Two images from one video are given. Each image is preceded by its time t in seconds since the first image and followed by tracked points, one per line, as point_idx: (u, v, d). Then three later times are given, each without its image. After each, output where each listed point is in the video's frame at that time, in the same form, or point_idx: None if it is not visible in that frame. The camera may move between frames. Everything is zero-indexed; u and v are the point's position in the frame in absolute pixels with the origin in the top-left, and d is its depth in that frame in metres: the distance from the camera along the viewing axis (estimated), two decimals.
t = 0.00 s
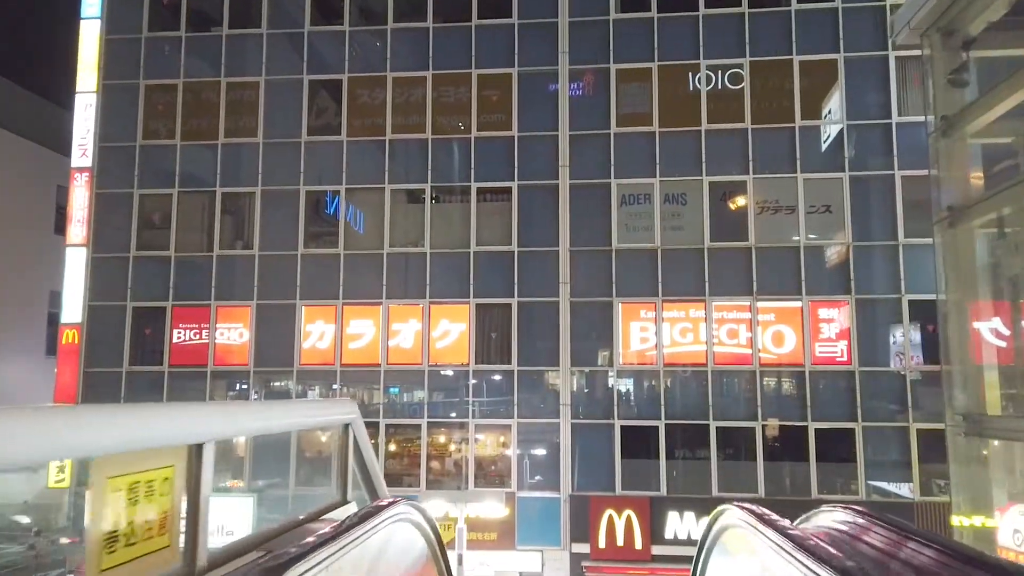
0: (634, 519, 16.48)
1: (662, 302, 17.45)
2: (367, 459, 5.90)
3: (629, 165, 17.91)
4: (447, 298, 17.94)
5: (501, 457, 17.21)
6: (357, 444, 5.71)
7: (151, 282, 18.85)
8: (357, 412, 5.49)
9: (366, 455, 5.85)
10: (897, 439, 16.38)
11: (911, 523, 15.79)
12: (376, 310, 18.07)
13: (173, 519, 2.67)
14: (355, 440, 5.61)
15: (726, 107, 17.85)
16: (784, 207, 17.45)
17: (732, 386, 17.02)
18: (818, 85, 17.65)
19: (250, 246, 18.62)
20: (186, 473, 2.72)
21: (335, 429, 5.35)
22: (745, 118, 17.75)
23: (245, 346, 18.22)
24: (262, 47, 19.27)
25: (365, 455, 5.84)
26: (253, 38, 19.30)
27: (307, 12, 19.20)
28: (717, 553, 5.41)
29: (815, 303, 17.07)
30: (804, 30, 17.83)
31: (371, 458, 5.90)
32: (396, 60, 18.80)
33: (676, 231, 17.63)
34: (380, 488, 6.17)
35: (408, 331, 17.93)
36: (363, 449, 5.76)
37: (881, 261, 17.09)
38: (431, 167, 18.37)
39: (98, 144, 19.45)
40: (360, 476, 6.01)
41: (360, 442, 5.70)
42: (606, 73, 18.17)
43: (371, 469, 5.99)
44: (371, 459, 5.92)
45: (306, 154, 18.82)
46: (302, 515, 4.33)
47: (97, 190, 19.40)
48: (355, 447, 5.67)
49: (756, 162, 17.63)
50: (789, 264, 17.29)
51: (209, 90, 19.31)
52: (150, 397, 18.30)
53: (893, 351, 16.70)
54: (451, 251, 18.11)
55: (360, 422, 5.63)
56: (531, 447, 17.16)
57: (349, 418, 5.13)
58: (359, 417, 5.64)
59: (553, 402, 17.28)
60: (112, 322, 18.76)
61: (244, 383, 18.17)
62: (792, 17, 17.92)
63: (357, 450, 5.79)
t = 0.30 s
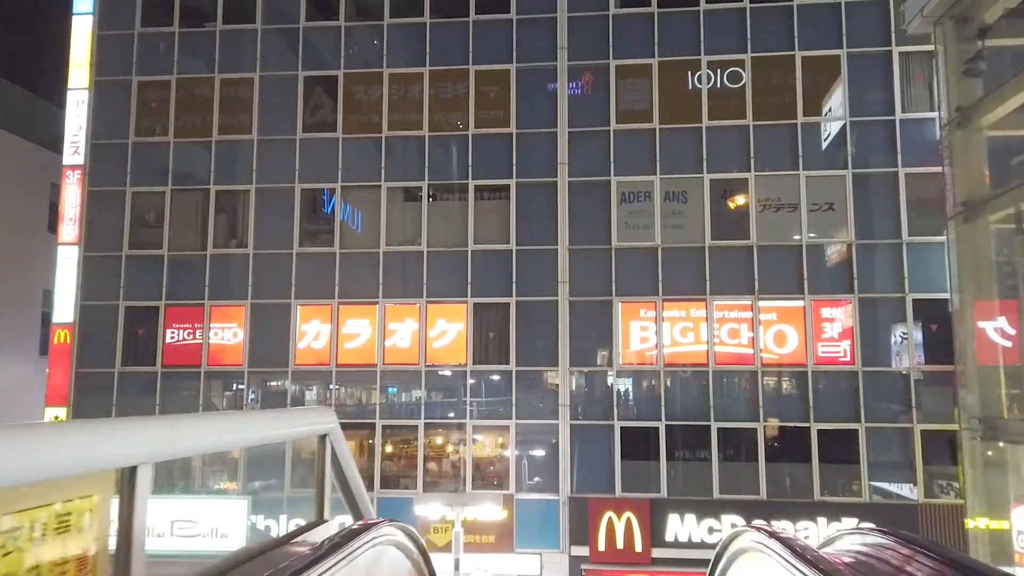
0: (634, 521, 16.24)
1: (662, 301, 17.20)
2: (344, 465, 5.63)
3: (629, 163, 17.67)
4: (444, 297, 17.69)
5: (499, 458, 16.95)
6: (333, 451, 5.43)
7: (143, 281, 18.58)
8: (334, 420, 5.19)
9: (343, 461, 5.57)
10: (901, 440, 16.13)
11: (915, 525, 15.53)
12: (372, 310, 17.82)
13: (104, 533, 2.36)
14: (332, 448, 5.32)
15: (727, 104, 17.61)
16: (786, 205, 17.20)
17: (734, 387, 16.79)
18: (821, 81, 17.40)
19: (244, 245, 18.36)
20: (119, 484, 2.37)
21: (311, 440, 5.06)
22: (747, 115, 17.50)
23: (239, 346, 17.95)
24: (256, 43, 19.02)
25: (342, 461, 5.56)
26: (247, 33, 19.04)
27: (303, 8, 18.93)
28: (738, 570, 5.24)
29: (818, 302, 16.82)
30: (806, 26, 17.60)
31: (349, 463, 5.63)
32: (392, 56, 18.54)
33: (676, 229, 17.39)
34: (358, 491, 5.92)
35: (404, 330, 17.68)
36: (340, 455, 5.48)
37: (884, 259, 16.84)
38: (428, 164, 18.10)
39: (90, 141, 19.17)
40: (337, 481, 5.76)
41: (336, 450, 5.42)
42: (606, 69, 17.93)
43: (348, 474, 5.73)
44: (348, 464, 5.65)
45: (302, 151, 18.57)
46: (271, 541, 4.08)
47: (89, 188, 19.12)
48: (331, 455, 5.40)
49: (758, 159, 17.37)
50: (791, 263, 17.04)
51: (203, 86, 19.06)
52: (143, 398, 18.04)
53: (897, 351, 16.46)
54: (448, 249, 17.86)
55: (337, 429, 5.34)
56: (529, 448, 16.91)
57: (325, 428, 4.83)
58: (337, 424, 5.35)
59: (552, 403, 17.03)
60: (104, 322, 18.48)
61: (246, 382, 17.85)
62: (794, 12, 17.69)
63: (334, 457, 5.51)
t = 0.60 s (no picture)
0: (629, 521, 15.99)
1: (659, 298, 16.95)
2: (316, 460, 5.25)
3: (625, 158, 17.41)
4: (437, 294, 17.40)
5: (493, 457, 16.68)
6: (305, 445, 5.04)
7: (131, 277, 18.23)
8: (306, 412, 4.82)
9: (314, 456, 5.19)
10: (900, 439, 15.93)
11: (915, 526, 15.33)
12: (364, 307, 17.51)
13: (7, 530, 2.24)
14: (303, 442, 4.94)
15: (725, 97, 17.36)
16: (785, 200, 16.97)
17: (731, 386, 16.54)
18: (820, 75, 17.18)
19: (234, 240, 18.04)
20: (17, 482, 2.21)
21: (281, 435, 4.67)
22: (745, 109, 17.26)
23: (228, 343, 17.63)
24: (247, 35, 18.70)
25: (314, 455, 5.19)
26: (238, 25, 18.72)
27: None
28: None
29: (816, 299, 16.59)
30: (806, 19, 17.39)
31: (321, 457, 5.26)
32: (385, 49, 18.23)
33: (673, 225, 17.15)
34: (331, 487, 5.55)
35: (396, 327, 17.38)
36: (312, 449, 5.10)
37: (885, 255, 16.59)
38: (421, 159, 17.82)
39: (76, 134, 18.80)
40: (308, 476, 5.38)
41: (308, 443, 5.04)
42: (602, 62, 17.67)
43: (321, 468, 5.36)
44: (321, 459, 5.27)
45: (292, 145, 18.25)
46: (232, 547, 3.69)
47: (76, 183, 18.77)
48: (304, 451, 5.07)
49: (756, 154, 17.13)
50: (790, 260, 16.81)
51: (192, 79, 18.73)
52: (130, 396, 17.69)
53: (896, 349, 16.25)
54: (442, 245, 17.56)
55: (309, 421, 4.96)
56: (523, 447, 16.64)
57: (293, 422, 4.45)
58: (308, 416, 4.97)
59: (547, 401, 16.75)
60: (91, 319, 18.14)
61: (236, 379, 17.51)
62: (793, 6, 17.46)
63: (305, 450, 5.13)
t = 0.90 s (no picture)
0: (608, 521, 15.85)
1: (639, 296, 16.81)
2: (271, 472, 4.45)
3: (606, 154, 17.25)
4: (414, 291, 17.10)
5: (471, 457, 16.44)
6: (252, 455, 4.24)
7: (99, 272, 17.70)
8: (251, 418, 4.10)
9: (268, 468, 4.39)
10: (877, 438, 15.95)
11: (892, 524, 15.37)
12: (339, 303, 17.15)
13: None
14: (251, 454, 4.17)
15: (706, 94, 17.27)
16: (765, 198, 16.91)
17: (711, 384, 16.44)
18: (800, 72, 17.13)
19: (206, 235, 17.59)
20: None
21: (220, 446, 3.90)
22: (726, 106, 17.17)
23: (199, 340, 17.19)
24: (220, 25, 18.24)
25: (267, 467, 4.39)
26: (211, 15, 18.26)
27: None
28: None
29: (796, 298, 16.54)
30: (787, 16, 17.33)
31: (275, 471, 4.48)
32: (363, 41, 17.87)
33: (654, 223, 17.01)
34: (288, 504, 4.74)
35: (373, 325, 17.05)
36: (261, 462, 4.32)
37: (864, 253, 16.59)
38: (399, 153, 17.51)
39: (43, 125, 18.19)
40: (262, 496, 4.59)
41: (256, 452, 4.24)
42: (583, 57, 17.47)
43: (277, 483, 4.55)
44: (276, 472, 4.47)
45: (267, 138, 17.83)
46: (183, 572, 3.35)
47: (41, 174, 18.19)
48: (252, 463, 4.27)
49: (737, 151, 17.06)
50: (770, 258, 16.75)
51: (163, 69, 18.23)
52: (96, 394, 17.16)
53: (874, 348, 16.24)
54: (419, 241, 17.26)
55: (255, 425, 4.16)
56: (502, 446, 16.42)
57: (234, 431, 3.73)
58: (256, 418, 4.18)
59: (526, 400, 16.54)
60: (56, 315, 17.59)
61: (209, 376, 17.11)
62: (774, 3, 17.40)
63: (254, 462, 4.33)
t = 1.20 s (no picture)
0: (579, 523, 15.67)
1: (612, 294, 16.63)
2: (181, 486, 2.66)
3: (578, 150, 17.06)
4: (382, 289, 16.72)
5: (441, 457, 16.12)
6: (160, 462, 2.57)
7: (53, 268, 17.02)
8: (151, 405, 2.45)
9: (180, 479, 2.65)
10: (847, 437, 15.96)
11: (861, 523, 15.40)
12: (306, 301, 16.74)
13: None
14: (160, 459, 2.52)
15: (678, 91, 17.15)
16: (738, 196, 16.85)
17: (683, 384, 16.31)
18: (772, 71, 17.11)
19: (166, 230, 17.03)
20: None
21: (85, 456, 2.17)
22: (700, 104, 17.07)
23: (159, 339, 16.62)
24: (182, 14, 17.69)
25: (177, 478, 2.64)
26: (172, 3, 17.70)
27: None
28: None
29: (768, 296, 16.50)
30: (760, 14, 17.29)
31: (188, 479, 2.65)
32: (330, 32, 17.44)
33: (627, 220, 16.85)
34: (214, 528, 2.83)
35: (340, 323, 16.65)
36: (173, 466, 2.60)
37: (835, 252, 16.61)
38: (368, 147, 17.12)
39: None
40: (169, 519, 2.71)
41: (165, 457, 2.57)
42: (556, 52, 17.25)
43: (194, 501, 2.76)
44: (187, 482, 2.67)
45: (231, 131, 17.33)
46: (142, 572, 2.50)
47: None
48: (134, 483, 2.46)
49: (710, 149, 16.96)
50: (743, 256, 16.70)
51: (122, 59, 17.62)
52: (50, 395, 16.48)
53: (844, 347, 16.25)
54: (388, 238, 16.88)
55: (160, 419, 2.52)
56: (472, 446, 16.13)
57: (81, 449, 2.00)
58: (160, 409, 2.54)
59: (497, 399, 16.27)
60: (8, 312, 16.89)
61: (171, 375, 16.55)
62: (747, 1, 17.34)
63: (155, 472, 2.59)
